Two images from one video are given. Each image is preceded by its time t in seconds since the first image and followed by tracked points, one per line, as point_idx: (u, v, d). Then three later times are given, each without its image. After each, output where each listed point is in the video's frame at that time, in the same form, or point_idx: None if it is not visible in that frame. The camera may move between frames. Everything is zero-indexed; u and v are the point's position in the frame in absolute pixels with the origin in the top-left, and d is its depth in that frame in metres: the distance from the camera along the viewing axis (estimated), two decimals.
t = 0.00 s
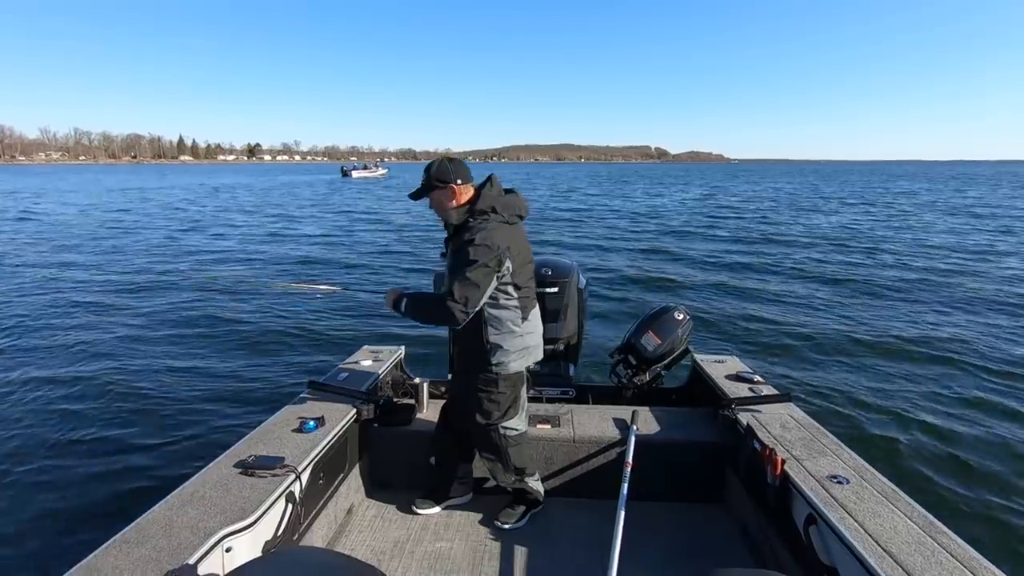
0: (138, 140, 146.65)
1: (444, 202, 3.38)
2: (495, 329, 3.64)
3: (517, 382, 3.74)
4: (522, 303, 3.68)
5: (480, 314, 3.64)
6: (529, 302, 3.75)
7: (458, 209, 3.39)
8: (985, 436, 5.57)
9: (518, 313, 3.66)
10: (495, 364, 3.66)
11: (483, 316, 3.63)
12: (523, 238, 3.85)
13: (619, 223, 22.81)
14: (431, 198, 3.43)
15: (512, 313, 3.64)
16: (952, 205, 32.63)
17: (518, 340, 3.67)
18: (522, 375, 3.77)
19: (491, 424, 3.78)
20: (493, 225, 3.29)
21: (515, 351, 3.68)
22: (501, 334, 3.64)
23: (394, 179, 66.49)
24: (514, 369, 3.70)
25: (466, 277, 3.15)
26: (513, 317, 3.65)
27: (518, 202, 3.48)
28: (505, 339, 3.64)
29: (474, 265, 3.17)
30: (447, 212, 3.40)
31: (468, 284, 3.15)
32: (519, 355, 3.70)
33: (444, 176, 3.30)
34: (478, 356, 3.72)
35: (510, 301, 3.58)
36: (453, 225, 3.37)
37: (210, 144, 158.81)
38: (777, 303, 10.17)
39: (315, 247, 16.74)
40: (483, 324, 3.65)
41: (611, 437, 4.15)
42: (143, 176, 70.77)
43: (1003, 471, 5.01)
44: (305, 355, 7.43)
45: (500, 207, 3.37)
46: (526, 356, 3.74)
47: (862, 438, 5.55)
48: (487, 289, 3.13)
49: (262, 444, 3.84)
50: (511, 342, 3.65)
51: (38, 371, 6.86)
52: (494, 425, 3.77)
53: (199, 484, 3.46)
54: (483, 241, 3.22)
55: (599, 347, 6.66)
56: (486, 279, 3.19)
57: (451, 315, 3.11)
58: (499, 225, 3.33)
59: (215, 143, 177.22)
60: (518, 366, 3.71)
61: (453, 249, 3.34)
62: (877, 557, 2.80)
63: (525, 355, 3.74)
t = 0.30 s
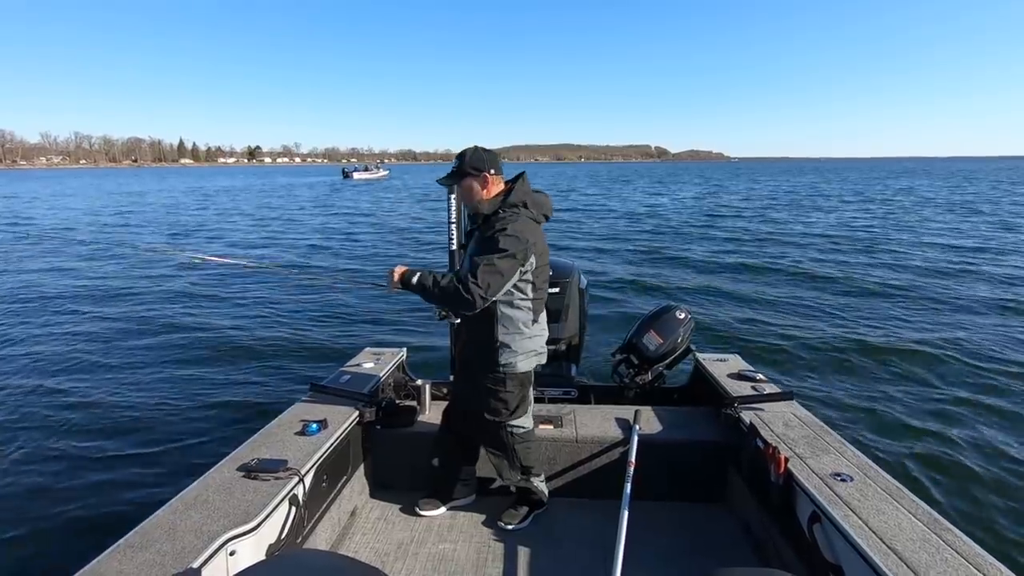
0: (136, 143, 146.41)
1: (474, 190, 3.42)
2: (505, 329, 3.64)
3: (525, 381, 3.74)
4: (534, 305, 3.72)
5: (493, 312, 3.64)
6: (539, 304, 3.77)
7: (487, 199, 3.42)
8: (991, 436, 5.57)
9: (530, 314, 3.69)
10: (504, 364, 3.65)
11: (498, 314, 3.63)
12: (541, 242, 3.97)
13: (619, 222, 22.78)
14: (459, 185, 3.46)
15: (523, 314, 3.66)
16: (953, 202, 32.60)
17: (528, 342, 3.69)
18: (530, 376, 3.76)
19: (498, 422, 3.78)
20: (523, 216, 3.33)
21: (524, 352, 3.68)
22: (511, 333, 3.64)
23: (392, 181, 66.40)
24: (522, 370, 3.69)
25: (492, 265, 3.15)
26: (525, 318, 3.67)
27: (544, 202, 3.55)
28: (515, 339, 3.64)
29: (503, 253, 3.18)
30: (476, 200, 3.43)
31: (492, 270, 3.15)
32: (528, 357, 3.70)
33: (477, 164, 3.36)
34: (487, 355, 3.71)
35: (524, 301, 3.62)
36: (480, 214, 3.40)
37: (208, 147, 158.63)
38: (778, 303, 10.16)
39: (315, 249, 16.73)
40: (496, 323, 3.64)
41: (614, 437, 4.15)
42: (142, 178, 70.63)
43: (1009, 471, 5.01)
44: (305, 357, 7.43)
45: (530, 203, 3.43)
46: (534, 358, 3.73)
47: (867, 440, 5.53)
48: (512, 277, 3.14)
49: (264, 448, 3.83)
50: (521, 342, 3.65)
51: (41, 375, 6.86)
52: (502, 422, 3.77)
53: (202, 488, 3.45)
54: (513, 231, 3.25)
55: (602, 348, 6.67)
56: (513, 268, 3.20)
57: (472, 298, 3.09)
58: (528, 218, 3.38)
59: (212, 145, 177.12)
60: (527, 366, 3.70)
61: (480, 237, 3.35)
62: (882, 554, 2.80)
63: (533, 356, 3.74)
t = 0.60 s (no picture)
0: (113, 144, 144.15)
1: (490, 187, 3.46)
2: (512, 327, 3.62)
3: (532, 378, 3.73)
4: (540, 303, 3.71)
5: (501, 310, 3.61)
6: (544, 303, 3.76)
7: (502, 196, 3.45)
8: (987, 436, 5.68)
9: (537, 312, 3.69)
10: (510, 363, 3.64)
11: (505, 312, 3.61)
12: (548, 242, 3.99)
13: (611, 222, 22.83)
14: (474, 182, 3.49)
15: (529, 312, 3.64)
16: (936, 201, 33.11)
17: (534, 340, 3.68)
18: (536, 374, 3.76)
19: (505, 420, 3.78)
20: (539, 214, 3.37)
21: (530, 350, 3.67)
22: (518, 331, 3.62)
23: (378, 182, 66.31)
24: (528, 368, 3.68)
25: (510, 261, 3.17)
26: (532, 316, 3.65)
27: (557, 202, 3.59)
28: (522, 337, 3.63)
29: (521, 250, 3.20)
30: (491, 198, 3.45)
31: (511, 265, 3.16)
32: (534, 356, 3.69)
33: (495, 161, 3.39)
34: (492, 354, 3.68)
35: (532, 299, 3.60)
36: (495, 210, 3.42)
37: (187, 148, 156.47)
38: (772, 301, 10.26)
39: (306, 249, 16.57)
40: (503, 321, 3.62)
41: (620, 435, 4.17)
42: (123, 179, 69.50)
43: (1007, 471, 5.11)
44: (303, 357, 7.34)
45: (544, 202, 3.47)
46: (539, 356, 3.73)
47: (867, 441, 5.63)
48: (529, 273, 3.17)
49: (270, 453, 3.79)
50: (527, 340, 3.64)
51: (33, 376, 6.73)
52: (509, 420, 3.78)
53: (208, 495, 3.40)
54: (530, 228, 3.28)
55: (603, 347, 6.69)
56: (529, 264, 3.22)
57: (491, 293, 3.08)
58: (543, 216, 3.42)
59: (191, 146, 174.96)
60: (533, 365, 3.70)
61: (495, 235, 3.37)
62: (891, 547, 2.84)
63: (539, 353, 3.73)
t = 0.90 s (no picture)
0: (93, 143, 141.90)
1: (479, 186, 3.43)
2: (505, 325, 3.59)
3: (528, 375, 3.73)
4: (532, 299, 3.68)
5: (494, 309, 3.57)
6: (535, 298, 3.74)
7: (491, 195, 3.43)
8: (985, 431, 5.75)
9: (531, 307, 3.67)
10: (508, 361, 3.63)
11: (498, 312, 3.56)
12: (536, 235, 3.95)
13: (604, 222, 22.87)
14: (463, 180, 3.45)
15: (522, 309, 3.62)
16: (922, 202, 33.58)
17: (528, 336, 3.67)
18: (533, 370, 3.76)
19: (505, 418, 3.78)
20: (529, 213, 3.36)
21: (526, 346, 3.66)
22: (511, 329, 3.60)
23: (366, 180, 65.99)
24: (525, 364, 3.68)
25: (503, 260, 3.15)
26: (526, 312, 3.63)
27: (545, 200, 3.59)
28: (517, 335, 3.62)
29: (513, 248, 3.19)
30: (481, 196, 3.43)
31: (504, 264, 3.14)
32: (530, 352, 3.69)
33: (486, 160, 3.35)
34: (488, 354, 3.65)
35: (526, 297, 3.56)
36: (483, 210, 3.39)
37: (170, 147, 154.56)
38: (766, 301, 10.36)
39: (299, 249, 16.44)
40: (497, 320, 3.58)
41: (623, 434, 4.17)
42: (107, 178, 68.52)
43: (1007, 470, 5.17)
44: (301, 357, 7.27)
45: (533, 200, 3.45)
46: (535, 351, 3.74)
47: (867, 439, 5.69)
48: (523, 272, 3.16)
49: (274, 455, 3.74)
50: (523, 337, 3.63)
51: (25, 377, 6.61)
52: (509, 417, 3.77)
53: (211, 499, 3.35)
54: (521, 228, 3.26)
55: (604, 347, 6.70)
56: (521, 263, 3.21)
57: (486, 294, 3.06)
58: (532, 215, 3.41)
59: (173, 146, 172.78)
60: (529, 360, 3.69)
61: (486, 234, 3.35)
62: (897, 543, 2.87)
63: (534, 349, 3.73)
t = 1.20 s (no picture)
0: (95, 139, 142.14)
1: (461, 185, 3.44)
2: (500, 320, 3.60)
3: (524, 370, 3.74)
4: (524, 293, 3.71)
5: (489, 305, 3.57)
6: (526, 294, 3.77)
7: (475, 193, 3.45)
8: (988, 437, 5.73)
9: (523, 301, 3.69)
10: (504, 357, 3.63)
11: (493, 307, 3.57)
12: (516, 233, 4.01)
13: (605, 223, 22.87)
14: (445, 181, 3.45)
15: (516, 303, 3.63)
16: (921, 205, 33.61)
17: (523, 330, 3.69)
18: (528, 365, 3.77)
19: (504, 415, 3.77)
20: (516, 206, 3.38)
21: (521, 341, 3.68)
22: (506, 323, 3.61)
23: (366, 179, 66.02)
24: (521, 360, 3.69)
25: (500, 251, 3.17)
26: (519, 305, 3.66)
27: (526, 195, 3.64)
28: (513, 330, 3.63)
29: (508, 239, 3.22)
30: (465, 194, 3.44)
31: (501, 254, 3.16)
32: (525, 346, 3.70)
33: (468, 158, 3.37)
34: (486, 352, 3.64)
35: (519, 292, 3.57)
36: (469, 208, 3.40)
37: (171, 144, 154.38)
38: (765, 302, 10.36)
39: (298, 247, 16.45)
40: (493, 315, 3.58)
41: (621, 435, 4.17)
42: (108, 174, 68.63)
43: (1002, 475, 5.18)
44: (301, 357, 7.27)
45: (516, 194, 3.49)
46: (529, 346, 3.75)
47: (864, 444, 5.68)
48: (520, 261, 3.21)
49: (272, 453, 3.74)
50: (518, 331, 3.65)
51: (25, 374, 6.61)
52: (507, 415, 3.76)
53: (208, 496, 3.35)
54: (511, 220, 3.30)
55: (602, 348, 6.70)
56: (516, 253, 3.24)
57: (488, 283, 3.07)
58: (518, 209, 3.43)
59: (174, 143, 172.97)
60: (525, 355, 3.71)
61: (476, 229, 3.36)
62: (894, 545, 2.87)
63: (528, 344, 3.75)
